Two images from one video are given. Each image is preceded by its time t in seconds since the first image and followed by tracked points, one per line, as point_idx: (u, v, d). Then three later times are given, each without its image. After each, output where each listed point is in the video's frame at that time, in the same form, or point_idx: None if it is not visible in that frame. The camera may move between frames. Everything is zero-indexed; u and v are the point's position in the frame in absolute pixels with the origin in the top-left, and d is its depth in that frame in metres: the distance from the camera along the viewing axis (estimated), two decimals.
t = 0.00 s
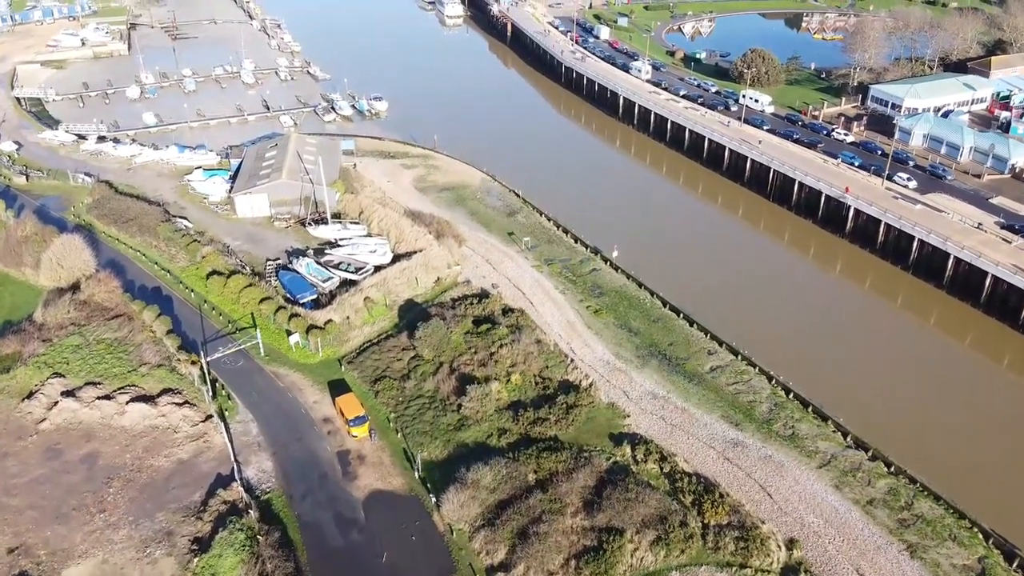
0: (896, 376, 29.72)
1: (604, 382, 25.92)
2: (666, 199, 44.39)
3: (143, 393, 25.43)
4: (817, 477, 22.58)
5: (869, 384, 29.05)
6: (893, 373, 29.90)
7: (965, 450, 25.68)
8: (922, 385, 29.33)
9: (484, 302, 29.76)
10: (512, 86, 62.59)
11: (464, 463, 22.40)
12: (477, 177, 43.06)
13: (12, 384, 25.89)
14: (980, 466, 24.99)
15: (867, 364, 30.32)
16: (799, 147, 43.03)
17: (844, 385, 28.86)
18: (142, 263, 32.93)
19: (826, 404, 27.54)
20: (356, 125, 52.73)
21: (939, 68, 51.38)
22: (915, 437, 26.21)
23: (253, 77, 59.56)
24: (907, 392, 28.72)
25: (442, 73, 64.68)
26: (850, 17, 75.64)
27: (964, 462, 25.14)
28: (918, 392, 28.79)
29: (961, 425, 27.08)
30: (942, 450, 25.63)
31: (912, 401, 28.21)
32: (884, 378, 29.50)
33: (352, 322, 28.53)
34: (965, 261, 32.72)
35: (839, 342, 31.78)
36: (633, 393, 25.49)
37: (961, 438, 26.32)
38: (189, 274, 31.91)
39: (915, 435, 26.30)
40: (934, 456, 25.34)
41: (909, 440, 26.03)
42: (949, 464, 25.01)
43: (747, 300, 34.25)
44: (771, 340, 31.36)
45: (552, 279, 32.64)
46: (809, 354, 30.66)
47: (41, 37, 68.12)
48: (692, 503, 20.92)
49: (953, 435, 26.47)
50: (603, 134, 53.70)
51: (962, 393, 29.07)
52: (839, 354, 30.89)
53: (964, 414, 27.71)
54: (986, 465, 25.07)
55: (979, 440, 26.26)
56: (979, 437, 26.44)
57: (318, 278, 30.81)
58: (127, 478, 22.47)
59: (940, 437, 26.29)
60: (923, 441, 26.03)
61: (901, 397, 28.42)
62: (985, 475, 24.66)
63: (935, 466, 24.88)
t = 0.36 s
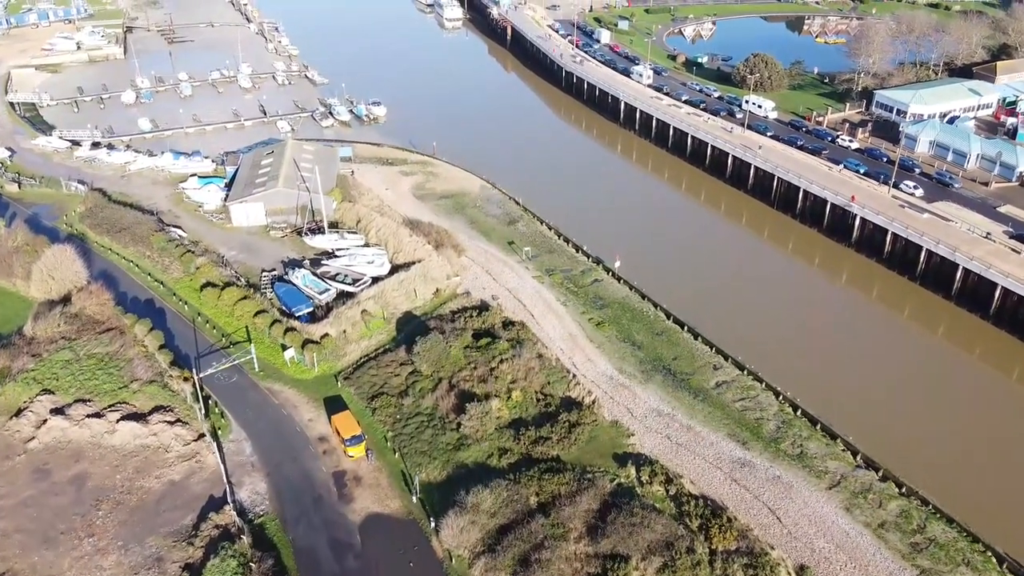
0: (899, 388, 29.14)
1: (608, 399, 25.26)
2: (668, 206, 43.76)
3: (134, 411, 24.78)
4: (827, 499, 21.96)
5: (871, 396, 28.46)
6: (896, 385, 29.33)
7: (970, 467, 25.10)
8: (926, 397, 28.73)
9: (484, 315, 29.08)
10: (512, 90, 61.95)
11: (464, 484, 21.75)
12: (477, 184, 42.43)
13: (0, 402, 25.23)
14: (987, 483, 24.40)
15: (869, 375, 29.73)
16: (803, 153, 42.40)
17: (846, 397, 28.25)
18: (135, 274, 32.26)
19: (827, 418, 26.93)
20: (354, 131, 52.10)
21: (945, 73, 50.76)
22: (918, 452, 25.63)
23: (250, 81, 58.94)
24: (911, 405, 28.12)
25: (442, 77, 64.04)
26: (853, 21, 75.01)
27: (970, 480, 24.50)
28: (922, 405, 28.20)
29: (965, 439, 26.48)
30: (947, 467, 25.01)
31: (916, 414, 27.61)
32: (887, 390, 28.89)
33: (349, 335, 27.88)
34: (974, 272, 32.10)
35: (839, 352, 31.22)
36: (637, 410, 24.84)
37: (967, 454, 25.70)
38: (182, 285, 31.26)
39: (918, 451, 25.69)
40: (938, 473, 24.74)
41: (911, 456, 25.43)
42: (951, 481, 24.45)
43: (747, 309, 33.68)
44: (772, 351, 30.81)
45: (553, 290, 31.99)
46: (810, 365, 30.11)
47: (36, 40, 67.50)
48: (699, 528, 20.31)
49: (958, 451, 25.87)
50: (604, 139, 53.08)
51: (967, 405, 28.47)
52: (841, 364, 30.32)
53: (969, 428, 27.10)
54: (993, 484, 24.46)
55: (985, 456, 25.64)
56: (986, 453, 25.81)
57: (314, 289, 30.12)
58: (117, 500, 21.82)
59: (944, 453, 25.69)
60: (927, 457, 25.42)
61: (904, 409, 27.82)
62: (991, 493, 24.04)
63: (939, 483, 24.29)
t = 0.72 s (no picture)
0: (903, 399, 28.59)
1: (611, 417, 24.57)
2: (669, 213, 43.19)
3: (124, 430, 24.10)
4: (837, 522, 21.30)
5: (874, 407, 27.93)
6: (899, 396, 28.80)
7: (975, 480, 24.58)
8: (930, 409, 28.16)
9: (484, 329, 28.37)
10: (512, 95, 61.32)
11: (464, 508, 21.08)
12: (477, 192, 41.76)
13: None
14: (992, 498, 23.82)
15: (872, 386, 29.20)
16: (807, 161, 41.73)
17: (848, 408, 27.76)
18: (127, 286, 31.58)
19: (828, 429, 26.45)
20: (351, 136, 51.43)
21: (950, 78, 50.16)
22: (921, 465, 25.09)
23: (247, 85, 58.27)
24: (915, 416, 27.54)
25: (441, 81, 63.38)
26: (855, 25, 74.41)
27: (973, 494, 23.95)
28: (926, 416, 27.65)
29: (970, 454, 25.89)
30: (950, 481, 24.47)
31: (920, 426, 27.06)
32: (890, 401, 28.32)
33: (345, 350, 27.19)
34: (984, 284, 31.45)
35: (842, 362, 30.67)
36: (642, 429, 24.17)
37: (972, 469, 25.11)
38: (175, 298, 30.56)
39: (921, 463, 25.16)
40: (941, 486, 24.22)
41: (913, 468, 24.90)
42: (955, 494, 23.90)
43: (747, 317, 33.19)
44: (772, 359, 30.34)
45: (554, 302, 31.31)
46: (812, 374, 29.62)
47: (30, 44, 66.78)
48: (707, 555, 19.67)
49: (962, 465, 25.29)
50: (605, 145, 52.42)
51: (973, 418, 27.88)
52: (844, 374, 29.78)
53: (975, 440, 26.52)
54: (998, 500, 23.86)
55: (991, 471, 25.07)
56: (991, 467, 25.24)
57: (310, 302, 29.44)
58: (106, 524, 21.11)
59: (948, 466, 25.13)
60: (930, 470, 24.89)
61: (907, 421, 27.28)
62: (996, 508, 23.48)
63: (943, 497, 23.75)
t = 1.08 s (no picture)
0: (908, 412, 28.08)
1: (615, 437, 23.87)
2: (671, 220, 42.61)
3: (113, 451, 23.39)
4: (850, 549, 20.61)
5: (878, 420, 27.43)
6: (904, 408, 28.26)
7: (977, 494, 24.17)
8: (936, 423, 27.63)
9: (484, 344, 27.64)
10: (512, 99, 60.64)
11: (463, 535, 20.38)
12: (476, 200, 41.08)
13: None
14: (996, 516, 23.29)
15: (876, 397, 28.70)
16: (812, 168, 41.07)
17: (850, 420, 27.31)
18: (118, 299, 30.88)
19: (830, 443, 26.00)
20: (349, 142, 50.76)
21: (956, 84, 49.54)
22: (923, 480, 24.63)
23: (243, 90, 57.58)
24: (920, 429, 27.00)
25: (440, 85, 62.66)
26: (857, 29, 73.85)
27: (977, 513, 23.45)
28: (931, 430, 27.13)
29: (974, 469, 25.36)
30: (953, 498, 23.98)
31: (923, 440, 26.55)
32: (893, 414, 27.81)
33: (342, 367, 26.47)
34: (995, 297, 30.76)
35: (845, 372, 30.17)
36: (647, 450, 23.49)
37: (976, 486, 24.58)
38: (168, 311, 29.87)
39: (924, 479, 24.70)
40: (943, 503, 23.74)
41: (915, 484, 24.43)
42: (957, 512, 23.41)
43: (749, 326, 32.73)
44: (773, 370, 29.90)
45: (556, 314, 30.61)
46: (813, 385, 29.17)
47: (25, 48, 66.09)
48: None
49: (966, 482, 24.77)
50: (606, 151, 51.76)
51: (980, 432, 27.30)
52: (846, 385, 29.30)
53: (981, 456, 25.99)
54: (1002, 518, 23.33)
55: (997, 489, 24.51)
56: (997, 485, 24.69)
57: (306, 316, 28.74)
58: (93, 552, 20.39)
59: (951, 483, 24.63)
60: (932, 485, 24.43)
61: (911, 434, 26.77)
62: (1000, 527, 22.97)
63: (945, 514, 23.26)
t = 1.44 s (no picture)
0: (911, 425, 27.56)
1: (620, 459, 23.14)
2: (672, 228, 42.03)
3: (102, 474, 22.66)
4: None
5: (880, 433, 26.96)
6: (907, 421, 27.74)
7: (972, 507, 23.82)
8: (940, 436, 27.08)
9: (484, 360, 26.86)
10: (512, 104, 59.92)
11: (463, 564, 19.64)
12: (476, 209, 40.37)
13: None
14: (993, 530, 22.92)
15: (879, 410, 28.19)
16: (818, 177, 40.37)
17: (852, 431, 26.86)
18: (109, 312, 30.15)
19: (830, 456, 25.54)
20: (347, 148, 50.05)
21: (962, 89, 48.85)
22: (924, 495, 24.18)
23: (240, 95, 56.85)
24: (917, 440, 26.62)
25: (439, 89, 61.94)
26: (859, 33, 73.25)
27: (977, 529, 22.96)
28: (934, 444, 26.61)
29: (971, 481, 25.00)
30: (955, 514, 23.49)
31: (926, 454, 26.04)
32: (890, 423, 27.49)
33: (337, 385, 25.72)
34: (1006, 311, 30.04)
35: (847, 383, 29.66)
36: (653, 472, 22.78)
37: (979, 502, 24.05)
38: (160, 325, 29.16)
39: (925, 493, 24.23)
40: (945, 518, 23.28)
41: (915, 498, 23.97)
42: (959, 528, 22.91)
43: (750, 336, 32.26)
44: (774, 380, 29.48)
45: (557, 328, 29.88)
46: (814, 395, 28.72)
47: (19, 51, 65.32)
48: None
49: (970, 497, 24.24)
50: (608, 158, 51.08)
51: (985, 447, 26.71)
52: (849, 396, 28.80)
53: (987, 472, 25.40)
54: (1005, 536, 22.80)
55: (1001, 506, 23.99)
56: (1002, 502, 24.13)
57: (301, 330, 27.99)
58: None
59: (954, 498, 24.15)
60: (932, 501, 23.97)
61: (914, 449, 26.26)
62: (1001, 545, 22.45)
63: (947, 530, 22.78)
